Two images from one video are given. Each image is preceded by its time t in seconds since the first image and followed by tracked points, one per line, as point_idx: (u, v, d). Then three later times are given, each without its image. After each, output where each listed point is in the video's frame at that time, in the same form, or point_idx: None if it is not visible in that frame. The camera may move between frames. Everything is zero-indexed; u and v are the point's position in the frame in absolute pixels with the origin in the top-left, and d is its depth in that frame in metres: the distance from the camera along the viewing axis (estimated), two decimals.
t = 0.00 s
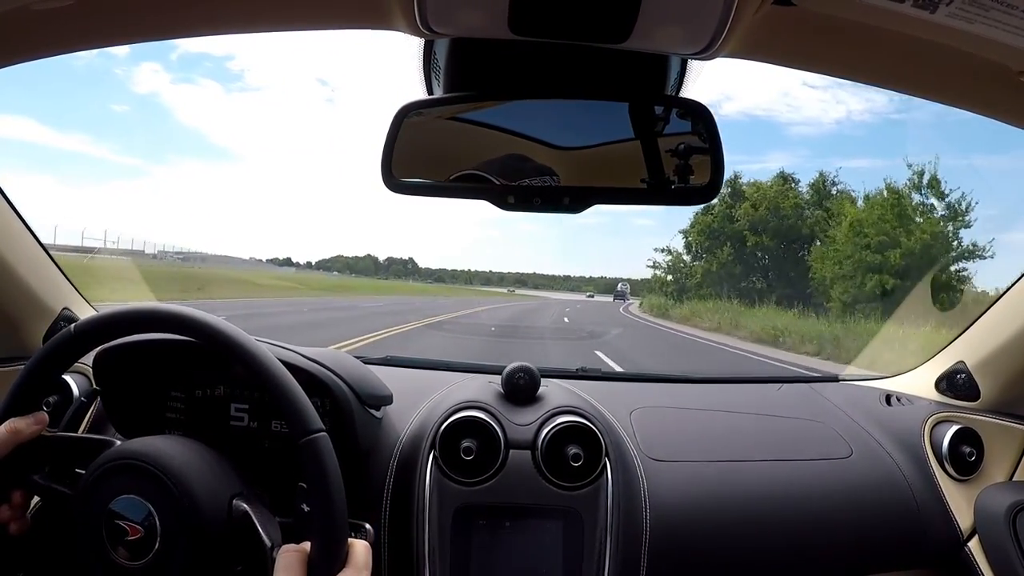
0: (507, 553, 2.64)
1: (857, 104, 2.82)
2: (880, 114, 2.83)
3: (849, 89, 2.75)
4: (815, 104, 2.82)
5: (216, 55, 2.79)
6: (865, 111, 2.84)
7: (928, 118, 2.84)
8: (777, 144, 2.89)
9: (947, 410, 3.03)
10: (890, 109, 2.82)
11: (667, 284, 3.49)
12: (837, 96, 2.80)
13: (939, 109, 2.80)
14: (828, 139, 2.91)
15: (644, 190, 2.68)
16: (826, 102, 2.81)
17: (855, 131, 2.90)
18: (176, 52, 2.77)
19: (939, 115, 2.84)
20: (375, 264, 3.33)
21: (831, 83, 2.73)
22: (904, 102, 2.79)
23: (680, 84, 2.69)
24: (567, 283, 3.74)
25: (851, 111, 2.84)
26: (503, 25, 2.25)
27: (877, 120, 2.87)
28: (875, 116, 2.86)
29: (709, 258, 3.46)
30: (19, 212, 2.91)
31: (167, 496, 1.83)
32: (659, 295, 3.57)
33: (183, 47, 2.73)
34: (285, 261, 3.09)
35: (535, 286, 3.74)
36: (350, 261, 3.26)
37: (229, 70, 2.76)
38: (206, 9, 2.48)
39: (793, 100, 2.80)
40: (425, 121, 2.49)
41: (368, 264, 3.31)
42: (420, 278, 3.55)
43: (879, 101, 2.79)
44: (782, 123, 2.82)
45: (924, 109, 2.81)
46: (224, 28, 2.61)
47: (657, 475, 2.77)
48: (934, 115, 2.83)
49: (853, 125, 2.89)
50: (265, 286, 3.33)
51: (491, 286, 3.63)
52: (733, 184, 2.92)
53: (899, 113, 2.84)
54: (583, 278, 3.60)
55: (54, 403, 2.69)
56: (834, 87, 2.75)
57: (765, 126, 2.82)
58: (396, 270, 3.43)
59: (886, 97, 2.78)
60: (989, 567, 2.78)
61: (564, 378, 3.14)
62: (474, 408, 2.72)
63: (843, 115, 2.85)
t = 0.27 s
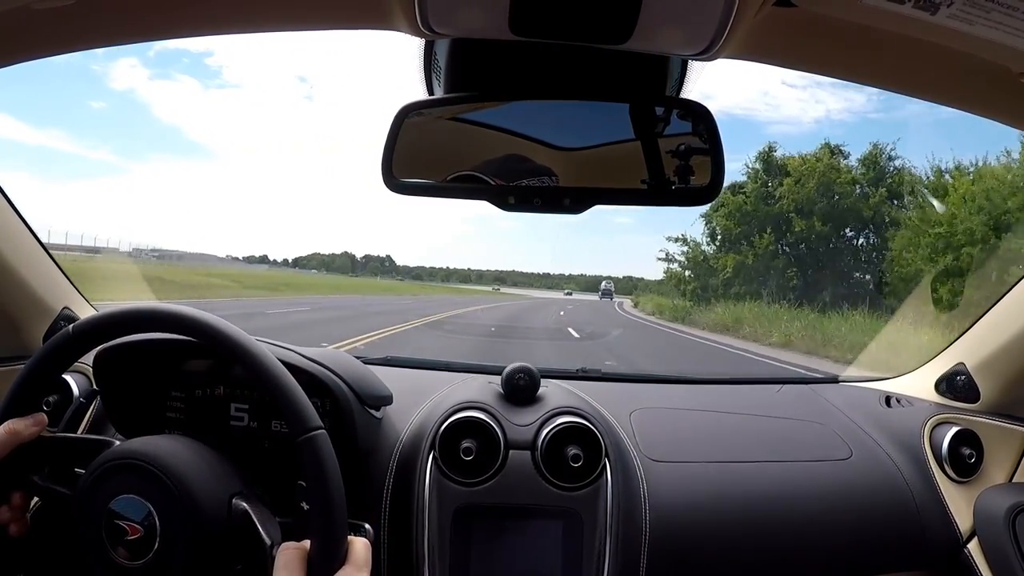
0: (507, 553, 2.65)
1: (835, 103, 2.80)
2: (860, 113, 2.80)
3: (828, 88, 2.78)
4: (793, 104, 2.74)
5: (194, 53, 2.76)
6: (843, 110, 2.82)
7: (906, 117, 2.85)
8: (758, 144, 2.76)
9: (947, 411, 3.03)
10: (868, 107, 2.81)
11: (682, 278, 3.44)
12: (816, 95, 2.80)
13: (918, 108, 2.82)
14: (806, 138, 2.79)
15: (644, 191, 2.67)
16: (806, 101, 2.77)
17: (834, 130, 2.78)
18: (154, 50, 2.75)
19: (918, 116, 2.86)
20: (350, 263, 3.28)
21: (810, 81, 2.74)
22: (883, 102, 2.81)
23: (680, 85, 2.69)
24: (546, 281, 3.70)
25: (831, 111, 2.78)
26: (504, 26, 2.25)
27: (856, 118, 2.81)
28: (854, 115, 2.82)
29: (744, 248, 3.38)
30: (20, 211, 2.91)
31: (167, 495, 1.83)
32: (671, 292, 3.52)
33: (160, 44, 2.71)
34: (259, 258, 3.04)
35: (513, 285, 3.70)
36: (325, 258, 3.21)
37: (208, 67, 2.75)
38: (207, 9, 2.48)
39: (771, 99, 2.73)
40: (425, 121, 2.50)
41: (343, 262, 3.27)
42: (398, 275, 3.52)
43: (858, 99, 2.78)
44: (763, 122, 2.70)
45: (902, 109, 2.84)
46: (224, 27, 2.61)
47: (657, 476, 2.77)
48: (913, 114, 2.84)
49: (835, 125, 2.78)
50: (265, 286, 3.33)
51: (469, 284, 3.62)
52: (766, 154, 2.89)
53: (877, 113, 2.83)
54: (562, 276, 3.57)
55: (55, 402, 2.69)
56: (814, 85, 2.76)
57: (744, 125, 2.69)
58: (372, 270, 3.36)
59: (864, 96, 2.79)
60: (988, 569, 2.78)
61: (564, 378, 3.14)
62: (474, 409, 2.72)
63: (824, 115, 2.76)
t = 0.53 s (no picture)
0: (507, 554, 2.65)
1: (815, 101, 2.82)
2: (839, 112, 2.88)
3: (809, 88, 2.77)
4: (774, 103, 2.79)
5: (172, 49, 2.76)
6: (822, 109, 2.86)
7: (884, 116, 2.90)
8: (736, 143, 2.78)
9: (947, 411, 3.03)
10: (849, 107, 2.86)
11: (723, 270, 3.44)
12: (796, 95, 2.79)
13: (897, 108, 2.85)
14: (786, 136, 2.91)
15: (643, 191, 2.69)
16: (787, 100, 2.78)
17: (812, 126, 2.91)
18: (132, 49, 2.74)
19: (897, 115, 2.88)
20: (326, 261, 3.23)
21: (791, 81, 2.73)
22: (861, 101, 2.85)
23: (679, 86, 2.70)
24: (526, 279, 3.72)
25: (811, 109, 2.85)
26: (504, 27, 2.25)
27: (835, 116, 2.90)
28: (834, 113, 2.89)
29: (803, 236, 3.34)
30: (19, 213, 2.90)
31: (166, 496, 1.83)
32: (710, 289, 3.53)
33: (137, 43, 2.70)
34: (234, 257, 2.99)
35: (494, 283, 3.71)
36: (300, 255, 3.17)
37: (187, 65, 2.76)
38: (206, 10, 2.47)
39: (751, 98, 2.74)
40: (424, 122, 2.50)
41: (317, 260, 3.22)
42: (375, 274, 3.49)
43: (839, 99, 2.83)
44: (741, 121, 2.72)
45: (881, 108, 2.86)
46: (224, 28, 2.61)
47: (656, 476, 2.77)
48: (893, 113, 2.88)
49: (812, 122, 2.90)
50: (265, 286, 3.33)
51: (448, 282, 3.61)
52: (824, 118, 2.89)
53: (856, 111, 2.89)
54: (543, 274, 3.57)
55: (54, 403, 2.70)
56: (795, 85, 2.75)
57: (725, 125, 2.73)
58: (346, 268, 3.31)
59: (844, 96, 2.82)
60: (987, 568, 2.78)
61: (564, 378, 3.14)
62: (473, 409, 2.72)
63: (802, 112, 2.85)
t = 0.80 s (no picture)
0: (507, 553, 2.65)
1: (796, 101, 2.78)
2: (821, 113, 2.84)
3: (790, 86, 2.75)
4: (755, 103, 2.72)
5: (155, 47, 2.75)
6: (804, 110, 2.82)
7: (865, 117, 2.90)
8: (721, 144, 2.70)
9: (946, 410, 3.03)
10: (830, 107, 2.85)
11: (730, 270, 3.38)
12: (777, 95, 2.76)
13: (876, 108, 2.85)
14: (770, 137, 2.84)
15: (643, 189, 2.69)
16: (767, 100, 2.73)
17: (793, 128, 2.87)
18: (112, 49, 2.72)
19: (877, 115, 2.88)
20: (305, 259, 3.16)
21: (772, 81, 2.70)
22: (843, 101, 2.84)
23: (679, 85, 2.70)
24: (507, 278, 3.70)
25: (792, 110, 2.80)
26: (503, 26, 2.25)
27: (815, 118, 2.88)
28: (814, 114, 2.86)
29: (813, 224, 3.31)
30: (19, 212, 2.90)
31: (165, 495, 1.83)
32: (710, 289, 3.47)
33: (135, 43, 2.69)
34: (211, 256, 2.96)
35: (476, 282, 3.69)
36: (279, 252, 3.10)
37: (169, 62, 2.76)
38: (205, 8, 2.47)
39: (735, 99, 2.66)
40: (424, 121, 2.50)
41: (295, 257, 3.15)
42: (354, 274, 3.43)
43: (819, 99, 2.81)
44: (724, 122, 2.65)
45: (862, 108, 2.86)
46: (223, 27, 2.61)
47: (656, 475, 2.77)
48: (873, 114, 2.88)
49: (795, 123, 2.86)
50: (265, 285, 3.33)
51: (429, 281, 3.54)
52: (803, 121, 2.86)
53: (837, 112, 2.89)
54: (524, 273, 3.58)
55: (54, 401, 2.70)
56: (776, 85, 2.72)
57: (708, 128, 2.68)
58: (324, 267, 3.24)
59: (825, 96, 2.81)
60: (987, 567, 2.78)
61: (564, 378, 3.14)
62: (473, 408, 2.72)
63: (784, 114, 2.80)
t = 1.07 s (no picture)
0: (505, 553, 2.65)
1: (779, 103, 2.75)
2: (802, 114, 2.81)
3: (772, 87, 2.75)
4: (738, 104, 2.67)
5: (136, 45, 2.74)
6: (786, 111, 2.78)
7: (844, 119, 2.90)
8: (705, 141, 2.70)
9: (945, 411, 3.03)
10: (812, 109, 2.84)
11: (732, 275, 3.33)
12: (760, 96, 2.72)
13: (854, 110, 2.87)
14: (751, 138, 2.77)
15: (642, 190, 2.69)
16: (750, 101, 2.69)
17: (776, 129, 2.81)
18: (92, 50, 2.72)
19: (855, 117, 2.90)
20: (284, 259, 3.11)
21: (755, 81, 2.68)
22: (824, 103, 2.85)
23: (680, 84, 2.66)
24: (490, 278, 3.69)
25: (774, 111, 2.76)
26: (503, 26, 2.25)
27: (797, 120, 2.83)
28: (796, 117, 2.83)
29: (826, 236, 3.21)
30: (18, 212, 2.90)
31: (164, 494, 1.83)
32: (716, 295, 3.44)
33: (133, 42, 2.70)
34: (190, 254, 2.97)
35: (459, 281, 3.69)
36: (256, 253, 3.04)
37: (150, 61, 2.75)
38: (205, 8, 2.47)
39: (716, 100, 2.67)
40: (423, 121, 2.49)
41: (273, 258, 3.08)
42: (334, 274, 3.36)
43: (801, 100, 2.80)
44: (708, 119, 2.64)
45: (841, 109, 2.87)
46: (221, 27, 2.61)
47: (655, 475, 2.77)
48: (851, 115, 2.89)
49: (777, 125, 2.80)
50: (263, 285, 3.34)
51: (410, 281, 3.57)
52: (787, 122, 2.82)
53: (818, 114, 2.87)
54: (507, 273, 3.57)
55: (53, 400, 2.71)
56: (758, 85, 2.70)
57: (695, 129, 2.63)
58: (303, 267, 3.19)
59: (806, 97, 2.81)
60: (986, 568, 2.78)
61: (562, 378, 3.14)
62: (471, 408, 2.72)
63: (767, 115, 2.76)
